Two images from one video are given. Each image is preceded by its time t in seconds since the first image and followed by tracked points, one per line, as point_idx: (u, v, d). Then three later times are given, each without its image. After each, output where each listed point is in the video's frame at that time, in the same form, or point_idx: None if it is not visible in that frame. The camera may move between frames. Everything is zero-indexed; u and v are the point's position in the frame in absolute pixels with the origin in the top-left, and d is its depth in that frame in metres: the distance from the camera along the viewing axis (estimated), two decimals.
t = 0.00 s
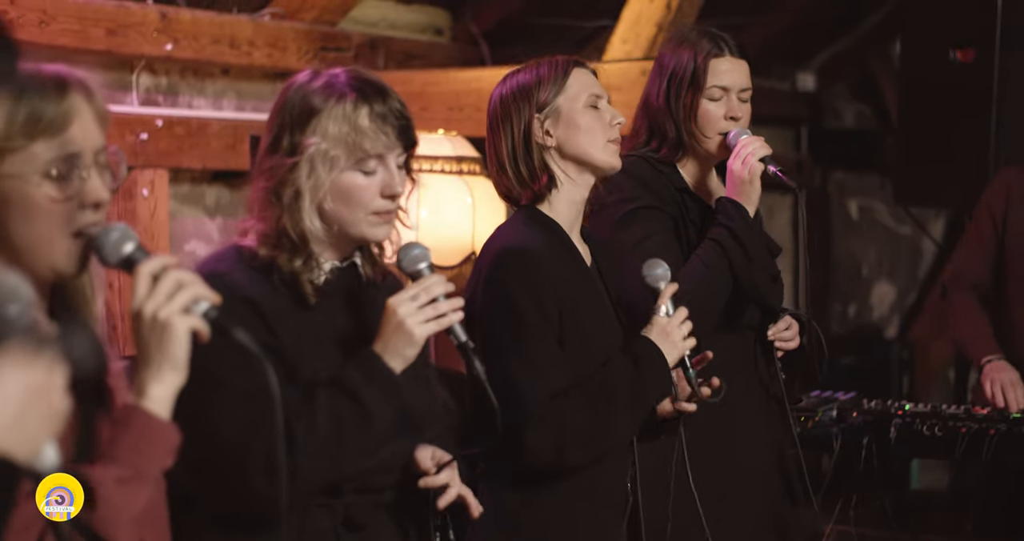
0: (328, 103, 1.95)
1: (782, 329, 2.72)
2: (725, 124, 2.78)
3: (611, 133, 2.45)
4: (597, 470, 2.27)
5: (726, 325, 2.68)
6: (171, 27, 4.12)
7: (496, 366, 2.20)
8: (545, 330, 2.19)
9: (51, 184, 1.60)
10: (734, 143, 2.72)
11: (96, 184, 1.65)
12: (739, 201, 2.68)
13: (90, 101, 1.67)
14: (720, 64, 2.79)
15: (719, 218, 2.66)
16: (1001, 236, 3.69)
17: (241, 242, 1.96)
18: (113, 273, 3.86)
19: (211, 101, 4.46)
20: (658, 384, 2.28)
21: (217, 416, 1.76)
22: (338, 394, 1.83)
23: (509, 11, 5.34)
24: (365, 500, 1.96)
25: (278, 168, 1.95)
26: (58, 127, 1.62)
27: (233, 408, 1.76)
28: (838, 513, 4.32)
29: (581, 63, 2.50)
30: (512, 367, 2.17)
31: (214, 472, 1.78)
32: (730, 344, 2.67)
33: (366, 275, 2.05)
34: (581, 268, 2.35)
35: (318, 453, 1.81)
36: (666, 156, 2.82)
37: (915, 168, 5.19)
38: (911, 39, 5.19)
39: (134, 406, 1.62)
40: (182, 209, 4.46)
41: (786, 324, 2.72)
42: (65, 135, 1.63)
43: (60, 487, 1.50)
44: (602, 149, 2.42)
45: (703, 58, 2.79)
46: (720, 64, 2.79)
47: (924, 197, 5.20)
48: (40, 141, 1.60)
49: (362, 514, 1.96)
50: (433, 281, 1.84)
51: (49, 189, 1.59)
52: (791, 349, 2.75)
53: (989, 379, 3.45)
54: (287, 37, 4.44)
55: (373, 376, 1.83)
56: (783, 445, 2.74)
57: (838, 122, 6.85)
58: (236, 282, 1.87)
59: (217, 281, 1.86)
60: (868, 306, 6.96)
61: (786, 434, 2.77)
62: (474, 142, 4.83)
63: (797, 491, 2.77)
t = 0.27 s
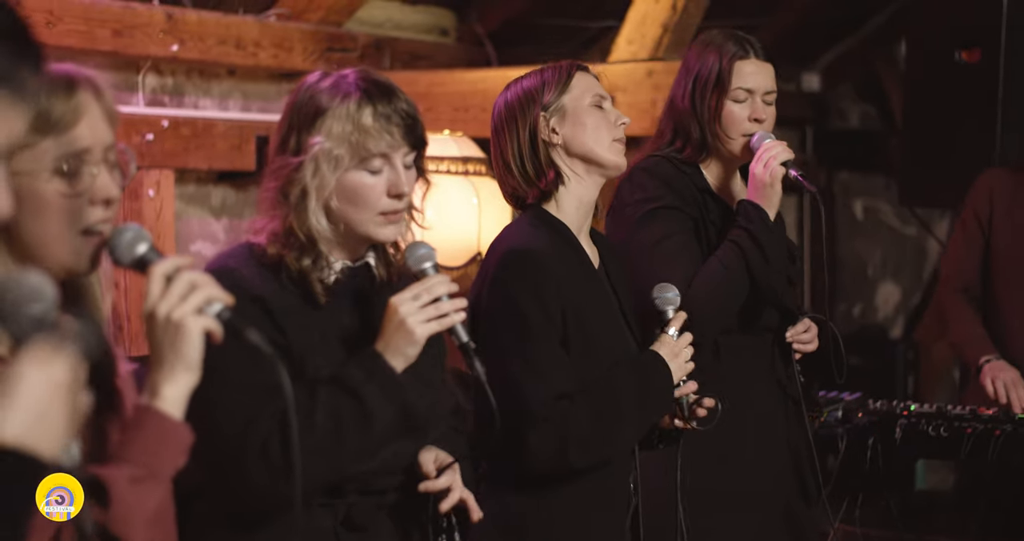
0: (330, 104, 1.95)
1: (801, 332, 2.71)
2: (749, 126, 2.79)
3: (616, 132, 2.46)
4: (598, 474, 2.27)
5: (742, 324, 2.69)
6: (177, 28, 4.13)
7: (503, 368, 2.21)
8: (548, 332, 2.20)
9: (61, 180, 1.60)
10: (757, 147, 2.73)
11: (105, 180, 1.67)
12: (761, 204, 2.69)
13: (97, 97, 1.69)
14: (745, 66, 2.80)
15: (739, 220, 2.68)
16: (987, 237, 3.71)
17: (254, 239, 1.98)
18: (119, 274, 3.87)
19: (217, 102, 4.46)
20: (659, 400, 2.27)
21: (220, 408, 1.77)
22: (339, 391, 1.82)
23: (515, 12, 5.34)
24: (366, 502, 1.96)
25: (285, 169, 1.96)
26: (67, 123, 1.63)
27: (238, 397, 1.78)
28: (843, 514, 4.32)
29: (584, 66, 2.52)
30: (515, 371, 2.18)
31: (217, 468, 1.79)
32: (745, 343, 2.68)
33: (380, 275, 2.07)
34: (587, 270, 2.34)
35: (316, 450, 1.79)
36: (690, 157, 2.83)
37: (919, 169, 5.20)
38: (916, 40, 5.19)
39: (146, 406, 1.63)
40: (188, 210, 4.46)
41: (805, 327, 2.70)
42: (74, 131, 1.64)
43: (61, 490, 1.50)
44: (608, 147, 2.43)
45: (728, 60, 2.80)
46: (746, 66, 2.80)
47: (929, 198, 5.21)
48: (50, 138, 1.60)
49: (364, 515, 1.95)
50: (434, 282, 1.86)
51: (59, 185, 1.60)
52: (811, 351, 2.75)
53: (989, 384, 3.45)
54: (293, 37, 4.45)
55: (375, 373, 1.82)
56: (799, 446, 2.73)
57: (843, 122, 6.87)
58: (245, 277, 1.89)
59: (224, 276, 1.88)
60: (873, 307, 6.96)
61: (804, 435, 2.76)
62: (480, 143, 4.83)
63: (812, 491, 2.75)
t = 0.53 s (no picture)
0: (338, 101, 1.96)
1: (815, 334, 2.72)
2: (772, 128, 2.79)
3: (624, 132, 2.46)
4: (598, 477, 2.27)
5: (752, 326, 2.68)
6: (181, 29, 4.13)
7: (501, 367, 2.21)
8: (549, 334, 2.20)
9: (66, 180, 1.61)
10: (780, 151, 2.73)
11: (109, 180, 1.68)
12: (781, 209, 2.69)
13: (102, 98, 1.69)
14: (771, 69, 2.80)
15: (758, 223, 2.68)
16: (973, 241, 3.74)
17: (263, 234, 1.98)
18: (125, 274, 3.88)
19: (221, 102, 4.47)
20: (662, 400, 2.29)
21: (222, 402, 1.78)
22: (343, 387, 1.82)
23: (519, 11, 5.34)
24: (364, 500, 1.97)
25: (292, 165, 1.97)
26: (73, 124, 1.63)
27: (242, 390, 1.78)
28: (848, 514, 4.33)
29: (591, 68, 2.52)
30: (516, 373, 2.18)
31: (219, 462, 1.80)
32: (758, 346, 2.68)
33: (382, 277, 2.06)
34: (590, 272, 2.35)
35: (319, 443, 1.80)
36: (712, 157, 2.84)
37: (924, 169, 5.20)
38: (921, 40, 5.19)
39: (152, 406, 1.63)
40: (192, 210, 4.46)
41: (819, 329, 2.72)
42: (79, 132, 1.64)
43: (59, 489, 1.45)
44: (615, 147, 2.44)
45: (755, 62, 2.81)
46: (771, 69, 2.80)
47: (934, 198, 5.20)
48: (58, 138, 1.60)
49: (361, 513, 1.96)
50: (441, 281, 1.85)
51: (64, 185, 1.60)
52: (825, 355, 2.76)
53: (990, 383, 3.48)
54: (297, 38, 4.45)
55: (379, 371, 1.82)
56: (808, 447, 2.74)
57: (847, 122, 6.89)
58: (252, 269, 1.89)
59: (231, 267, 1.88)
60: (877, 307, 6.96)
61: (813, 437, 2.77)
62: (485, 144, 4.83)
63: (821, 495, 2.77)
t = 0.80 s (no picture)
0: (346, 93, 1.98)
1: (821, 337, 2.71)
2: (785, 133, 2.79)
3: (632, 136, 2.46)
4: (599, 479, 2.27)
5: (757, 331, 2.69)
6: (186, 28, 4.13)
7: (507, 363, 2.20)
8: (553, 333, 2.21)
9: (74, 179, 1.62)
10: (790, 154, 2.73)
11: (118, 180, 1.69)
12: (789, 211, 2.70)
13: (112, 98, 1.71)
14: (786, 73, 2.80)
15: (765, 224, 2.69)
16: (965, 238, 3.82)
17: (253, 229, 1.97)
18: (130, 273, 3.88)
19: (227, 101, 4.47)
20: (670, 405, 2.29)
21: (225, 395, 1.78)
22: (349, 379, 1.83)
23: (523, 11, 5.34)
24: (359, 502, 1.96)
25: (294, 154, 1.97)
26: (81, 123, 1.65)
27: (246, 381, 1.78)
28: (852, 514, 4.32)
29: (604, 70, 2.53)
30: (519, 373, 2.19)
31: (224, 452, 1.80)
32: (762, 347, 2.69)
33: (370, 277, 2.08)
34: (596, 271, 2.36)
35: (328, 435, 1.79)
36: (723, 157, 2.85)
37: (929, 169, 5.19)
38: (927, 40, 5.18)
39: (158, 406, 1.64)
40: (197, 209, 4.47)
41: (825, 332, 2.70)
42: (88, 132, 1.66)
43: (60, 489, 1.47)
44: (624, 150, 2.44)
45: (772, 65, 2.80)
46: (787, 73, 2.80)
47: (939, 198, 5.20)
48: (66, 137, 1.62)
49: (355, 515, 1.96)
50: (444, 272, 1.89)
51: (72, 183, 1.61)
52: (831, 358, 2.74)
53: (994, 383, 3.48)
54: (302, 37, 4.45)
55: (383, 360, 1.84)
56: (813, 449, 2.74)
57: (852, 121, 6.88)
58: (251, 260, 1.86)
59: (230, 259, 1.85)
60: (882, 306, 6.96)
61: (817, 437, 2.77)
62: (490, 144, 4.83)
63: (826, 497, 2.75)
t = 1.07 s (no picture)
0: (345, 90, 1.97)
1: (820, 337, 2.72)
2: (783, 131, 2.79)
3: (641, 135, 2.47)
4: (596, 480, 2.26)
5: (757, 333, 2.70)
6: (191, 28, 4.14)
7: (511, 363, 2.21)
8: (562, 335, 2.21)
9: (81, 178, 1.63)
10: (789, 153, 2.72)
11: (129, 182, 1.69)
12: (788, 211, 2.71)
13: (123, 98, 1.71)
14: (784, 70, 2.80)
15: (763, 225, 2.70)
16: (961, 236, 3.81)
17: (234, 227, 1.94)
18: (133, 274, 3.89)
19: (230, 102, 4.46)
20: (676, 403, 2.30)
21: (226, 395, 1.77)
22: (348, 380, 1.84)
23: (527, 10, 5.34)
24: (353, 504, 1.96)
25: (288, 146, 1.95)
26: (90, 122, 1.66)
27: (242, 385, 1.77)
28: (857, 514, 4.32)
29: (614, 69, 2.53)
30: (527, 374, 2.19)
31: (226, 454, 1.79)
32: (761, 347, 2.69)
33: (351, 278, 2.06)
34: (602, 271, 2.35)
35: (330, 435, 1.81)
36: (721, 156, 2.84)
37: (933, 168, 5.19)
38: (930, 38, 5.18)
39: (164, 406, 1.63)
40: (201, 210, 4.46)
41: (824, 331, 2.72)
42: (97, 132, 1.67)
43: (60, 490, 1.51)
44: (632, 150, 2.44)
45: (769, 62, 2.80)
46: (785, 69, 2.80)
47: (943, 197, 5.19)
48: (72, 136, 1.63)
49: (349, 518, 1.95)
50: (438, 272, 1.92)
51: (80, 183, 1.63)
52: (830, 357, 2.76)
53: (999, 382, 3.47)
54: (306, 37, 4.46)
55: (382, 360, 1.87)
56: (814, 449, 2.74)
57: (855, 122, 6.89)
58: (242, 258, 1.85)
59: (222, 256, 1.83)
60: (886, 306, 6.95)
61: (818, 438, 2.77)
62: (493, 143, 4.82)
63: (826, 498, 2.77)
